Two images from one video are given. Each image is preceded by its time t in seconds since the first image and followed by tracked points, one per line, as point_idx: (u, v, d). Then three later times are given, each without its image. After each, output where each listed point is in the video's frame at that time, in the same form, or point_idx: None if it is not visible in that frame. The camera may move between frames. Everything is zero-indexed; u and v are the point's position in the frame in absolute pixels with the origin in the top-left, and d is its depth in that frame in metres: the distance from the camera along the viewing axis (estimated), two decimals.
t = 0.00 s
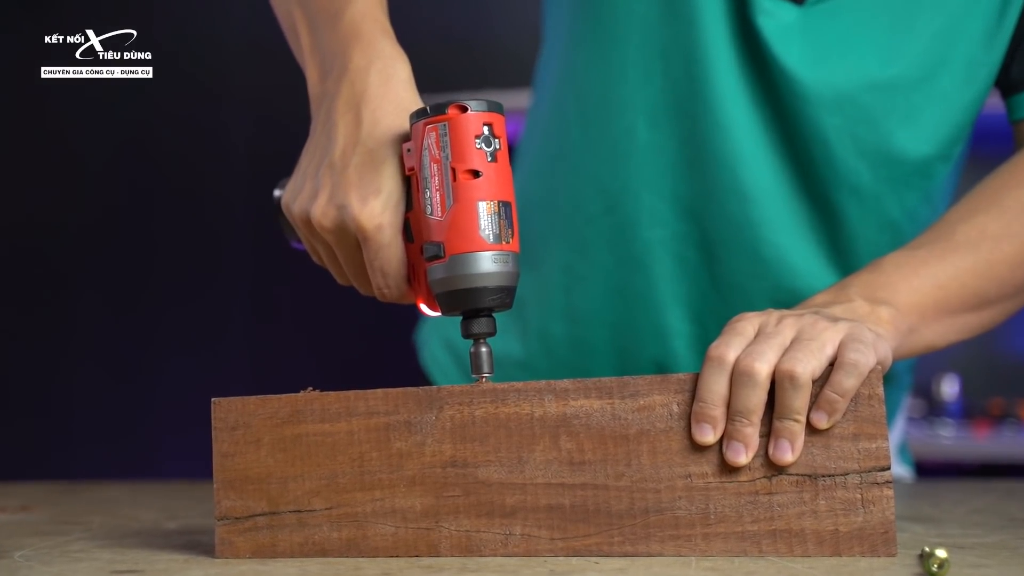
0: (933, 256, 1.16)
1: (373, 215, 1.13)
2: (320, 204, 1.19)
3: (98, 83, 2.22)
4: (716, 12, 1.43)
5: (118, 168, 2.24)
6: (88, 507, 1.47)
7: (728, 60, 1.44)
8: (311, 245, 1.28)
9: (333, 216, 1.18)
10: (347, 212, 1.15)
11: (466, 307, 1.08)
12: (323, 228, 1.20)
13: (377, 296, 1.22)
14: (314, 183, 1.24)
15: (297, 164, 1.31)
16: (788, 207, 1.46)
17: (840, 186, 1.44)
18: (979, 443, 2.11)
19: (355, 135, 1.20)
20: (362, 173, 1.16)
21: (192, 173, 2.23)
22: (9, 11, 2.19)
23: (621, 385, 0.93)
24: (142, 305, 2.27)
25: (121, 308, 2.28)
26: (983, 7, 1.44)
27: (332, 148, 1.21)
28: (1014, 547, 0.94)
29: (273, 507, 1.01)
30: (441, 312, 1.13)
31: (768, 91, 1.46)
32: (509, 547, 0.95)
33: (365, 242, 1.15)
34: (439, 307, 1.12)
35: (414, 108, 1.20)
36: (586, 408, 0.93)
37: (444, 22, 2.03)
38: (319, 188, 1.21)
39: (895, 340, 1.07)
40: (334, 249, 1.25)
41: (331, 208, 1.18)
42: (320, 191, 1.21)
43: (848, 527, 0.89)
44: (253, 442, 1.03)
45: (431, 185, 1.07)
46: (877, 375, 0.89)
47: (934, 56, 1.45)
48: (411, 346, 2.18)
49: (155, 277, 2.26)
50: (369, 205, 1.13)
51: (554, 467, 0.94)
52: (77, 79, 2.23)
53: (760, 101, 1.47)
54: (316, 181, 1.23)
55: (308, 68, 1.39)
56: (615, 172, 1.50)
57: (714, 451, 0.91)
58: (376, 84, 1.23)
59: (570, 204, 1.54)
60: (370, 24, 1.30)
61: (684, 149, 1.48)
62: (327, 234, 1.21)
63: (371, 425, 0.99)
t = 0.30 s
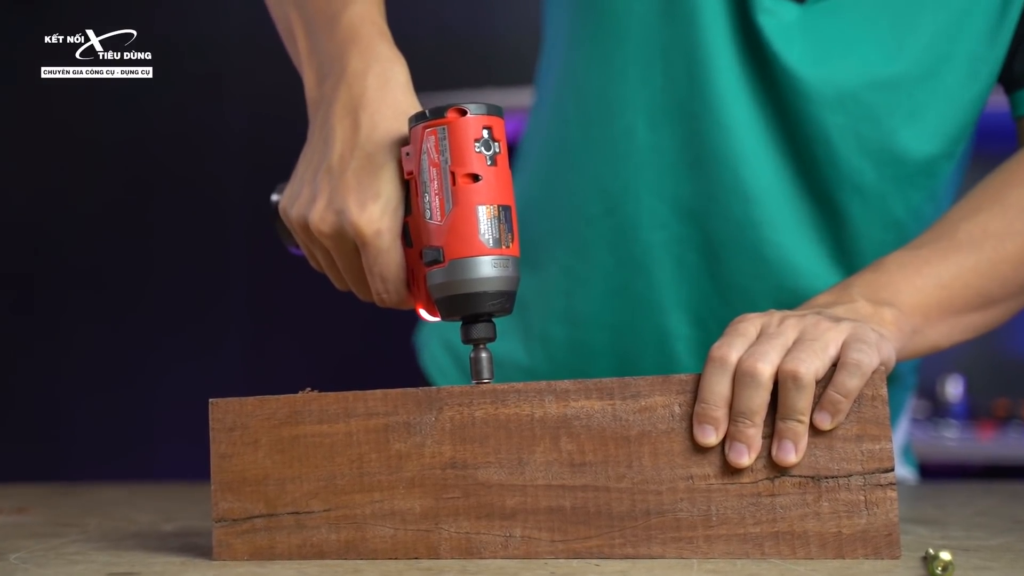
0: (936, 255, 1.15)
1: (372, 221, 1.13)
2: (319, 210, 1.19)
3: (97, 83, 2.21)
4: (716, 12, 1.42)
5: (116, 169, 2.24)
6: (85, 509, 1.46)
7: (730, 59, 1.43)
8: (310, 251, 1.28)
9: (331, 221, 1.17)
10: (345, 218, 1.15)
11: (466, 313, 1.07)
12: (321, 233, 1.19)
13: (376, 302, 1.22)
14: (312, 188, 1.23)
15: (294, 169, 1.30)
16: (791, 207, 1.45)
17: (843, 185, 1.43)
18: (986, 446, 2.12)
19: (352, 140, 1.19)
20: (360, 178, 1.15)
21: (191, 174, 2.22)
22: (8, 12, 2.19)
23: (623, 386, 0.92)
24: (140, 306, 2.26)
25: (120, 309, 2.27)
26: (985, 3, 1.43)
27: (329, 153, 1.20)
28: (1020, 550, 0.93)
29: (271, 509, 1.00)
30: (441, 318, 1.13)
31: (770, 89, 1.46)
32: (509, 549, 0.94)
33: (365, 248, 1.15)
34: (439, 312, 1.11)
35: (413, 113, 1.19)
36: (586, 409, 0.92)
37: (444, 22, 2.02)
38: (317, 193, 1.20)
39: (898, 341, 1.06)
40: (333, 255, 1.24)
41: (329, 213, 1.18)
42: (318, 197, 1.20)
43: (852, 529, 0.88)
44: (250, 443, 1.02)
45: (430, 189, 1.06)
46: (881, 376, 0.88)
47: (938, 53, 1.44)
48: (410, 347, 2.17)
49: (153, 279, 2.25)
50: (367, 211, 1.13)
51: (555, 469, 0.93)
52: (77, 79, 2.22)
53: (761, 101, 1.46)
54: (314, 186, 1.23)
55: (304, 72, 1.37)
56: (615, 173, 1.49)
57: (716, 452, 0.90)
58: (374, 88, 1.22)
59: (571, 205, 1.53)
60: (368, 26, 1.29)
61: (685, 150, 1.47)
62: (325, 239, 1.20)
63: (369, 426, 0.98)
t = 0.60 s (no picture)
0: (941, 252, 1.14)
1: (360, 229, 1.11)
2: (310, 217, 1.18)
3: (95, 83, 2.21)
4: (715, 10, 1.41)
5: (115, 171, 2.23)
6: (80, 513, 1.44)
7: (729, 57, 1.42)
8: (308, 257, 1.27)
9: (324, 226, 1.16)
10: (335, 225, 1.14)
11: (458, 317, 1.05)
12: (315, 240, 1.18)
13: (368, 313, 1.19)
14: (306, 194, 1.22)
15: (289, 175, 1.29)
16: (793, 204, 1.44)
17: (847, 181, 1.42)
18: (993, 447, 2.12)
19: (342, 144, 1.18)
20: (351, 182, 1.14)
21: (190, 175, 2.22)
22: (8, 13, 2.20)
23: (624, 387, 0.90)
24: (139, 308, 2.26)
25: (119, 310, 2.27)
26: None
27: (319, 158, 1.19)
28: None
29: (266, 513, 0.99)
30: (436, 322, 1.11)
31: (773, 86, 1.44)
32: (509, 553, 0.92)
33: (354, 257, 1.13)
34: (433, 317, 1.09)
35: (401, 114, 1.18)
36: (587, 411, 0.91)
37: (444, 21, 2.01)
38: (310, 199, 1.19)
39: (902, 341, 1.05)
40: (327, 262, 1.23)
41: (321, 219, 1.17)
42: (311, 203, 1.19)
43: (857, 533, 0.87)
44: (245, 445, 1.00)
45: (414, 195, 1.05)
46: (886, 377, 0.86)
47: (940, 47, 1.42)
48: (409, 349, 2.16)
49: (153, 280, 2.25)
50: (356, 218, 1.11)
51: (555, 472, 0.91)
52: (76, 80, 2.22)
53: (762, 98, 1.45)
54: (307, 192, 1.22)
55: (296, 71, 1.35)
56: (614, 172, 1.48)
57: (719, 455, 0.88)
58: (365, 88, 1.21)
59: (570, 205, 1.52)
60: (362, 27, 1.27)
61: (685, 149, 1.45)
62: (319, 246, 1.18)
63: (366, 429, 0.96)
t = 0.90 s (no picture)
0: (941, 249, 1.13)
1: (359, 225, 1.10)
2: (309, 210, 1.18)
3: (95, 84, 2.20)
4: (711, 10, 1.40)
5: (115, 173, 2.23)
6: (77, 514, 1.43)
7: (727, 56, 1.41)
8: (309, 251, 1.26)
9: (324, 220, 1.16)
10: (335, 219, 1.13)
11: (459, 317, 1.05)
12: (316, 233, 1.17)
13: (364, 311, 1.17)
14: (307, 188, 1.22)
15: (291, 169, 1.29)
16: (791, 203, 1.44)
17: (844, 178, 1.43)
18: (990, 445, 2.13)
19: (342, 136, 1.17)
20: (351, 177, 1.13)
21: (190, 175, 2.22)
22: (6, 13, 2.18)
23: (624, 387, 0.90)
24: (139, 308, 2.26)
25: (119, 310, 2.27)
26: None
27: (320, 150, 1.19)
28: None
29: (264, 513, 0.98)
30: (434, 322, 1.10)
31: (775, 85, 1.43)
32: (509, 554, 0.92)
33: (352, 251, 1.12)
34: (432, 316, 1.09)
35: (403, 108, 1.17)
36: (588, 411, 0.90)
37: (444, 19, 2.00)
38: (311, 193, 1.19)
39: (905, 341, 1.05)
40: (327, 256, 1.22)
41: (321, 213, 1.16)
42: (312, 197, 1.19)
43: (859, 534, 0.86)
44: (243, 446, 1.00)
45: (413, 194, 1.04)
46: (889, 377, 0.86)
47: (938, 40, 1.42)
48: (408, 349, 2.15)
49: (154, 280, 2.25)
50: (356, 214, 1.11)
51: (555, 472, 0.91)
52: (76, 80, 2.21)
53: (758, 98, 1.43)
54: (308, 186, 1.21)
55: (296, 67, 1.35)
56: (610, 172, 1.47)
57: (720, 455, 0.88)
58: (366, 81, 1.20)
59: (567, 205, 1.50)
60: (363, 22, 1.27)
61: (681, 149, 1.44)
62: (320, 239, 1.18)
63: (365, 428, 0.95)
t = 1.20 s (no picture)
0: (940, 245, 1.13)
1: (371, 220, 1.10)
2: (321, 201, 1.16)
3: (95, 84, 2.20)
4: (712, 8, 1.40)
5: (115, 172, 2.23)
6: (76, 513, 1.43)
7: (728, 54, 1.41)
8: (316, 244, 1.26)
9: (334, 212, 1.15)
10: (345, 212, 1.13)
11: (462, 316, 1.05)
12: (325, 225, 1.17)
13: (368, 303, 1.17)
14: (316, 180, 1.21)
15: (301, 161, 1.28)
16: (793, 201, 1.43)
17: (846, 175, 1.42)
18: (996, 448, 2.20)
19: (356, 129, 1.17)
20: (361, 170, 1.13)
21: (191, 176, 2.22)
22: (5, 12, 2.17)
23: (624, 387, 0.90)
24: (141, 307, 2.26)
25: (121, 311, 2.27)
26: None
27: (333, 141, 1.18)
28: None
29: (264, 513, 0.98)
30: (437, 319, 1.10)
31: (776, 83, 1.43)
32: (509, 554, 0.92)
33: (361, 244, 1.12)
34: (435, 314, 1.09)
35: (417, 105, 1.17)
36: (587, 411, 0.90)
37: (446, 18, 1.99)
38: (320, 185, 1.18)
39: (905, 341, 1.05)
40: (335, 249, 1.22)
41: (331, 206, 1.16)
42: (321, 189, 1.18)
43: (859, 534, 0.86)
44: (243, 445, 1.00)
45: (422, 191, 1.04)
46: (889, 377, 0.86)
47: (940, 36, 1.41)
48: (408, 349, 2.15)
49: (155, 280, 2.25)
50: (367, 209, 1.10)
51: (555, 472, 0.91)
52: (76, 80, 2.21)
53: (760, 95, 1.43)
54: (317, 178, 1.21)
55: (310, 61, 1.35)
56: (611, 170, 1.46)
57: (720, 455, 0.88)
58: (381, 73, 1.20)
59: (568, 204, 1.50)
60: (372, 19, 1.27)
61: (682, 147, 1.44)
62: (328, 232, 1.18)
63: (365, 428, 0.95)
